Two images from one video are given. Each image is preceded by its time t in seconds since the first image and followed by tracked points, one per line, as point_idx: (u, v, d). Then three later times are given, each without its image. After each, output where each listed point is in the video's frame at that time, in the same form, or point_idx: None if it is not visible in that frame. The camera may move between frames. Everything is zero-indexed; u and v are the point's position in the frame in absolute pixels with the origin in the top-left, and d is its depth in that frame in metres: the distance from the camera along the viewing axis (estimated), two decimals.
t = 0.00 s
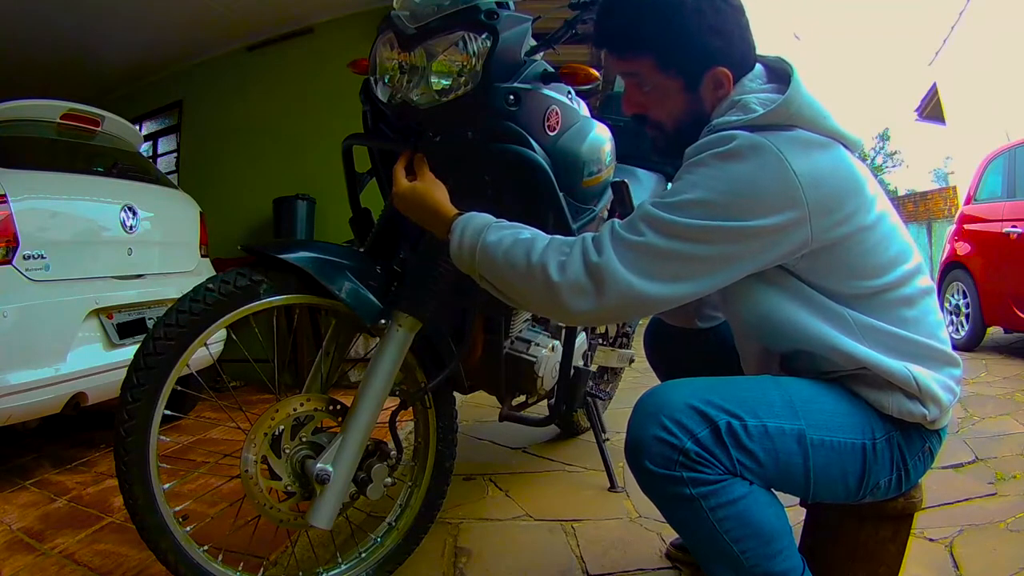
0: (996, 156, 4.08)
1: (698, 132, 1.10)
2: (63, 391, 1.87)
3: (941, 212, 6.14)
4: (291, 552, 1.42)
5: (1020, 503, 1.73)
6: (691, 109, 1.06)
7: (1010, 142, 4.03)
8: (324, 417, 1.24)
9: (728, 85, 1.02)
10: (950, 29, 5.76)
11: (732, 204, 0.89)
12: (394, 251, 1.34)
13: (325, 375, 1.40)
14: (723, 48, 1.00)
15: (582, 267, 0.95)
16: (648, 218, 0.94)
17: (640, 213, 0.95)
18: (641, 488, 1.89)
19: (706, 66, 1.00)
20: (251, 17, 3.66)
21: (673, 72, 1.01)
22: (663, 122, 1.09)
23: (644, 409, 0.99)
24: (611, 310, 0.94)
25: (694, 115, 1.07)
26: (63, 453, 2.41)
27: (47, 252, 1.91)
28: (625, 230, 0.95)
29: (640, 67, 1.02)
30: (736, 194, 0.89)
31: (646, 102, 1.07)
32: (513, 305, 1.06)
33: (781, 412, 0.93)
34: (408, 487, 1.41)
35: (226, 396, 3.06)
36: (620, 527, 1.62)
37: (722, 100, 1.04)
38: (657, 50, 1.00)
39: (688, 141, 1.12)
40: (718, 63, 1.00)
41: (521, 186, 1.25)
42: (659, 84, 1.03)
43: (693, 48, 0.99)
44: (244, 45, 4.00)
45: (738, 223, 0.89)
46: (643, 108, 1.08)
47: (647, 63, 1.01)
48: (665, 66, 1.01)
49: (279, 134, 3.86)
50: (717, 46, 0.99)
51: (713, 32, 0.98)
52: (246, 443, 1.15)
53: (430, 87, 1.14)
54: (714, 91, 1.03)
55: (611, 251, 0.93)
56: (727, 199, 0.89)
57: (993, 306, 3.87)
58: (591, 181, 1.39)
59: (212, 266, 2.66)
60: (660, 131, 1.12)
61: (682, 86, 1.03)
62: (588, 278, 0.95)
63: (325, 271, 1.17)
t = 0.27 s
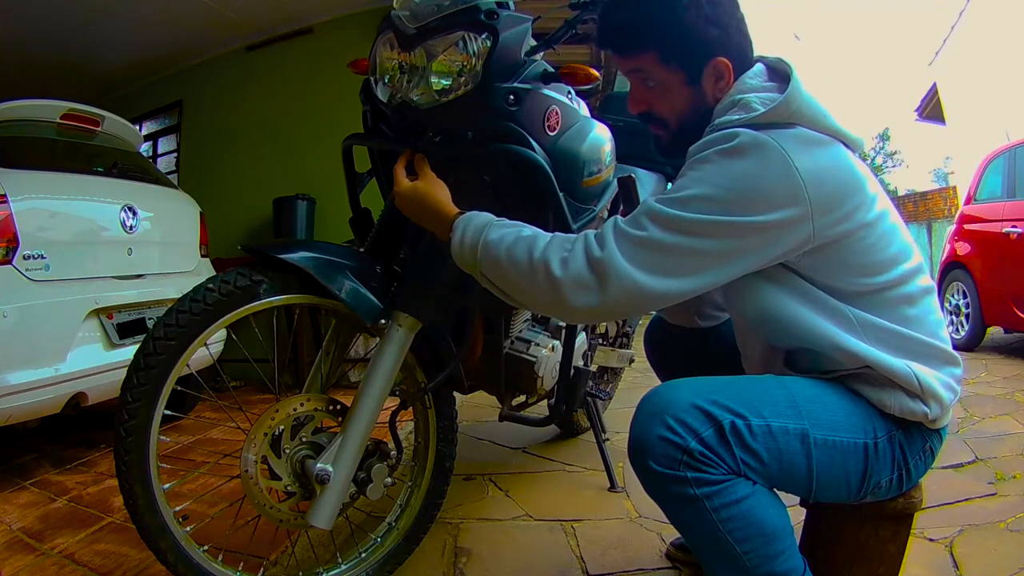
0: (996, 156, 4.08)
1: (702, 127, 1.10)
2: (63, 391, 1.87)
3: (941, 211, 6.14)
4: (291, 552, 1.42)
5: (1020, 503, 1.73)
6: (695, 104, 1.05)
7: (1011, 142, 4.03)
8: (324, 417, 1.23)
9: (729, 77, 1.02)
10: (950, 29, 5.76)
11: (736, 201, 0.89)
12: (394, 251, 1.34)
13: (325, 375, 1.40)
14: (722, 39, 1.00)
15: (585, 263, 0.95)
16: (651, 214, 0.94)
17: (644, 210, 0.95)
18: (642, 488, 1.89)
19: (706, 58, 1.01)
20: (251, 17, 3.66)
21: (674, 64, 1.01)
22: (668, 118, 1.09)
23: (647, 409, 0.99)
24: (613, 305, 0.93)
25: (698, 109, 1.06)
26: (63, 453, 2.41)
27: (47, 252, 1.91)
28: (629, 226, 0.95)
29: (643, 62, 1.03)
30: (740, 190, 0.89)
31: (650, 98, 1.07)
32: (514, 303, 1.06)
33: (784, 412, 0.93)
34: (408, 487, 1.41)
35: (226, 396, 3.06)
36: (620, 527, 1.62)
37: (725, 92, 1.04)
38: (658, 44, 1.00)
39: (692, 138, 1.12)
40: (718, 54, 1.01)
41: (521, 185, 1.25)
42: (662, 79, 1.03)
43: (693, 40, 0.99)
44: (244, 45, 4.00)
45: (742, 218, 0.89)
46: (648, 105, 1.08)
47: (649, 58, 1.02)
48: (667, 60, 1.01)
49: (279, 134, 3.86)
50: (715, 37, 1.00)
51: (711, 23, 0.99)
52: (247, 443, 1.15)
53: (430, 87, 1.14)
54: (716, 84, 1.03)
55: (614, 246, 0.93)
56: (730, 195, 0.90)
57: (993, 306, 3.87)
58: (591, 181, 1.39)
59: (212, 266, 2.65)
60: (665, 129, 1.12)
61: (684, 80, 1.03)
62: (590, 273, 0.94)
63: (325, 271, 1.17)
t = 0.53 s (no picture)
0: (996, 156, 4.08)
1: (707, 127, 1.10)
2: (63, 391, 1.87)
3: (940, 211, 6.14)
4: (291, 552, 1.42)
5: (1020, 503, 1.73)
6: (700, 105, 1.05)
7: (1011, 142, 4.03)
8: (324, 417, 1.23)
9: (733, 77, 1.02)
10: (950, 29, 5.76)
11: (738, 199, 0.89)
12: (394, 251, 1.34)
13: (325, 375, 1.40)
14: (726, 40, 1.00)
15: (586, 258, 0.95)
16: (653, 211, 0.94)
17: (646, 207, 0.95)
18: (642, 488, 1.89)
19: (710, 59, 1.01)
20: (251, 17, 3.66)
21: (679, 65, 1.01)
22: (672, 118, 1.08)
23: (647, 408, 0.99)
24: (614, 301, 0.93)
25: (702, 110, 1.06)
26: (63, 453, 2.41)
27: (47, 252, 1.91)
28: (631, 221, 0.95)
29: (648, 63, 1.03)
30: (742, 188, 0.89)
31: (654, 99, 1.07)
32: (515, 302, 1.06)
33: (785, 410, 0.93)
34: (408, 487, 1.41)
35: (226, 396, 3.06)
36: (620, 527, 1.62)
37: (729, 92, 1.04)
38: (664, 44, 1.00)
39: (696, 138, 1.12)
40: (722, 55, 1.01)
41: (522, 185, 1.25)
42: (666, 80, 1.03)
43: (698, 41, 0.99)
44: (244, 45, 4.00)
45: (743, 217, 0.89)
46: (653, 105, 1.08)
47: (654, 58, 1.02)
48: (671, 60, 1.01)
49: (279, 134, 3.86)
50: (720, 37, 1.00)
51: (715, 24, 0.99)
52: (246, 443, 1.15)
53: (430, 87, 1.14)
54: (720, 84, 1.03)
55: (616, 241, 0.93)
56: (732, 193, 0.89)
57: (993, 306, 3.87)
58: (591, 181, 1.39)
59: (212, 266, 2.65)
60: (667, 129, 1.12)
61: (689, 81, 1.03)
62: (592, 268, 0.95)
63: (325, 271, 1.17)
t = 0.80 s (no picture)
0: (996, 156, 4.08)
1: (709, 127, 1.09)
2: (63, 391, 1.87)
3: (941, 211, 6.16)
4: (291, 552, 1.42)
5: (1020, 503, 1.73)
6: (703, 104, 1.05)
7: (1010, 142, 4.03)
8: (324, 417, 1.24)
9: (735, 76, 1.02)
10: (950, 29, 5.76)
11: (741, 195, 0.89)
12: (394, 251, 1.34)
13: (326, 374, 1.40)
14: (727, 38, 1.00)
15: (589, 253, 0.95)
16: (657, 207, 0.94)
17: (649, 203, 0.95)
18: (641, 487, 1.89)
19: (711, 57, 1.01)
20: (251, 17, 3.66)
21: (681, 64, 1.01)
22: (674, 118, 1.08)
23: (647, 409, 0.99)
24: (617, 296, 0.93)
25: (705, 109, 1.06)
26: (63, 453, 2.41)
27: (47, 252, 1.91)
28: (634, 217, 0.95)
29: (650, 62, 1.03)
30: (746, 185, 0.89)
31: (657, 99, 1.07)
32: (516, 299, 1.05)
33: (785, 410, 0.93)
34: (408, 487, 1.41)
35: (226, 396, 3.06)
36: (620, 527, 1.62)
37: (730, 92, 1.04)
38: (665, 44, 1.00)
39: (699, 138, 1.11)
40: (722, 53, 1.01)
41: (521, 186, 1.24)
42: (669, 79, 1.03)
43: (699, 40, 0.99)
44: (244, 45, 4.00)
45: (746, 213, 0.89)
46: (656, 105, 1.08)
47: (656, 58, 1.02)
48: (674, 59, 1.01)
49: (280, 134, 3.86)
50: (720, 36, 1.00)
51: (716, 23, 0.99)
52: (246, 443, 1.15)
53: (430, 87, 1.14)
54: (722, 83, 1.03)
55: (619, 236, 0.93)
56: (735, 189, 0.89)
57: (993, 306, 3.87)
58: (591, 181, 1.39)
59: (212, 266, 2.66)
60: (669, 129, 1.11)
61: (691, 80, 1.03)
62: (594, 263, 0.95)
63: (325, 270, 1.17)
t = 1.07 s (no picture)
0: (996, 156, 4.08)
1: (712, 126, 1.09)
2: (63, 391, 1.87)
3: (941, 211, 6.17)
4: (291, 552, 1.42)
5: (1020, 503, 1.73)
6: (700, 102, 1.05)
7: (1010, 142, 4.04)
8: (324, 417, 1.24)
9: (728, 73, 1.02)
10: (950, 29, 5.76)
11: (754, 182, 0.89)
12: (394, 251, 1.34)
13: (326, 374, 1.40)
14: (718, 36, 1.00)
15: (601, 240, 0.95)
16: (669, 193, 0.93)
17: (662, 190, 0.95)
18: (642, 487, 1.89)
19: (702, 56, 1.01)
20: (251, 17, 3.66)
21: (674, 64, 1.02)
22: (676, 118, 1.08)
23: (648, 410, 0.99)
24: (629, 282, 0.93)
25: (703, 107, 1.06)
26: (63, 452, 2.41)
27: (47, 252, 1.91)
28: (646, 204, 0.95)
29: (646, 63, 1.04)
30: (758, 172, 0.89)
31: (656, 99, 1.07)
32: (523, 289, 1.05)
33: (787, 411, 0.93)
34: (408, 487, 1.41)
35: (226, 397, 3.06)
36: (620, 527, 1.62)
37: (725, 89, 1.03)
38: (657, 45, 1.01)
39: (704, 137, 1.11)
40: (713, 51, 1.01)
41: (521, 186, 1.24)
42: (664, 79, 1.04)
43: (688, 39, 1.00)
44: (244, 45, 4.00)
45: (757, 201, 0.89)
46: (660, 106, 1.08)
47: (649, 59, 1.03)
48: (666, 59, 1.02)
49: (280, 134, 3.86)
50: (710, 35, 1.00)
51: (705, 22, 0.99)
52: (246, 443, 1.15)
53: (430, 87, 1.14)
54: (716, 81, 1.02)
55: (629, 221, 0.93)
56: (748, 177, 0.89)
57: (993, 306, 3.87)
58: (591, 181, 1.39)
59: (212, 266, 2.66)
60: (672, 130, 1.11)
61: (685, 79, 1.03)
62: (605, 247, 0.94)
63: (326, 270, 1.17)
